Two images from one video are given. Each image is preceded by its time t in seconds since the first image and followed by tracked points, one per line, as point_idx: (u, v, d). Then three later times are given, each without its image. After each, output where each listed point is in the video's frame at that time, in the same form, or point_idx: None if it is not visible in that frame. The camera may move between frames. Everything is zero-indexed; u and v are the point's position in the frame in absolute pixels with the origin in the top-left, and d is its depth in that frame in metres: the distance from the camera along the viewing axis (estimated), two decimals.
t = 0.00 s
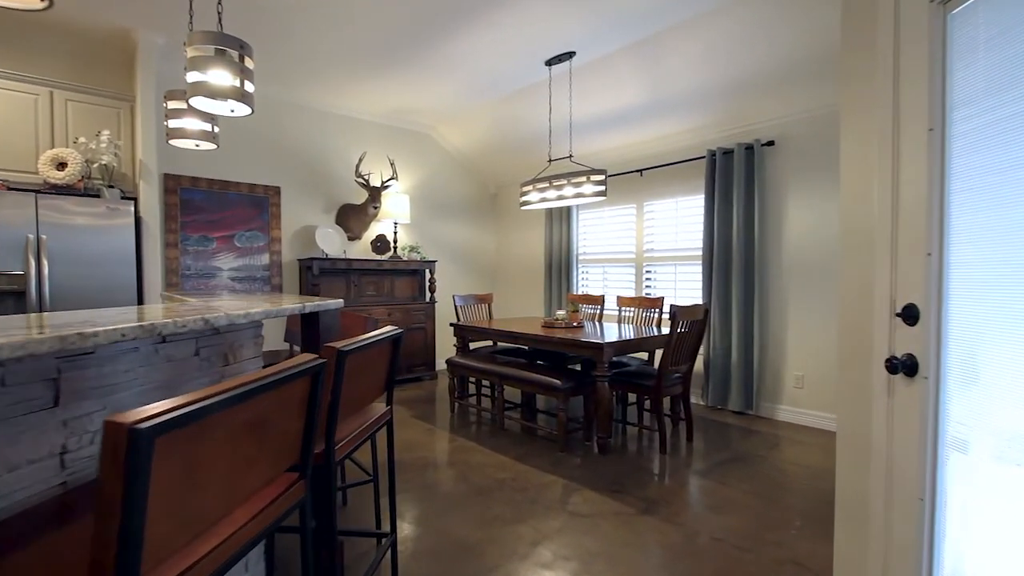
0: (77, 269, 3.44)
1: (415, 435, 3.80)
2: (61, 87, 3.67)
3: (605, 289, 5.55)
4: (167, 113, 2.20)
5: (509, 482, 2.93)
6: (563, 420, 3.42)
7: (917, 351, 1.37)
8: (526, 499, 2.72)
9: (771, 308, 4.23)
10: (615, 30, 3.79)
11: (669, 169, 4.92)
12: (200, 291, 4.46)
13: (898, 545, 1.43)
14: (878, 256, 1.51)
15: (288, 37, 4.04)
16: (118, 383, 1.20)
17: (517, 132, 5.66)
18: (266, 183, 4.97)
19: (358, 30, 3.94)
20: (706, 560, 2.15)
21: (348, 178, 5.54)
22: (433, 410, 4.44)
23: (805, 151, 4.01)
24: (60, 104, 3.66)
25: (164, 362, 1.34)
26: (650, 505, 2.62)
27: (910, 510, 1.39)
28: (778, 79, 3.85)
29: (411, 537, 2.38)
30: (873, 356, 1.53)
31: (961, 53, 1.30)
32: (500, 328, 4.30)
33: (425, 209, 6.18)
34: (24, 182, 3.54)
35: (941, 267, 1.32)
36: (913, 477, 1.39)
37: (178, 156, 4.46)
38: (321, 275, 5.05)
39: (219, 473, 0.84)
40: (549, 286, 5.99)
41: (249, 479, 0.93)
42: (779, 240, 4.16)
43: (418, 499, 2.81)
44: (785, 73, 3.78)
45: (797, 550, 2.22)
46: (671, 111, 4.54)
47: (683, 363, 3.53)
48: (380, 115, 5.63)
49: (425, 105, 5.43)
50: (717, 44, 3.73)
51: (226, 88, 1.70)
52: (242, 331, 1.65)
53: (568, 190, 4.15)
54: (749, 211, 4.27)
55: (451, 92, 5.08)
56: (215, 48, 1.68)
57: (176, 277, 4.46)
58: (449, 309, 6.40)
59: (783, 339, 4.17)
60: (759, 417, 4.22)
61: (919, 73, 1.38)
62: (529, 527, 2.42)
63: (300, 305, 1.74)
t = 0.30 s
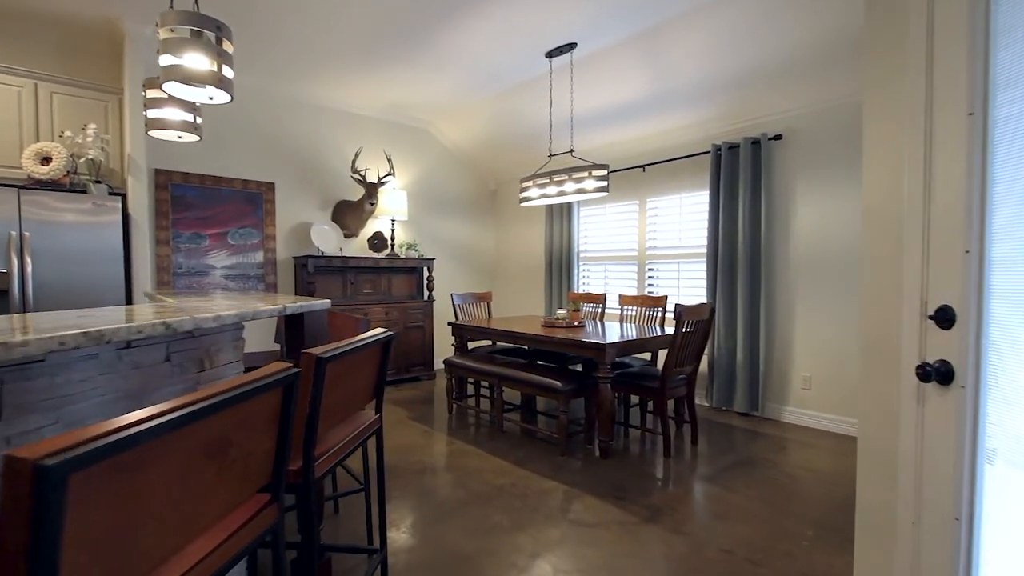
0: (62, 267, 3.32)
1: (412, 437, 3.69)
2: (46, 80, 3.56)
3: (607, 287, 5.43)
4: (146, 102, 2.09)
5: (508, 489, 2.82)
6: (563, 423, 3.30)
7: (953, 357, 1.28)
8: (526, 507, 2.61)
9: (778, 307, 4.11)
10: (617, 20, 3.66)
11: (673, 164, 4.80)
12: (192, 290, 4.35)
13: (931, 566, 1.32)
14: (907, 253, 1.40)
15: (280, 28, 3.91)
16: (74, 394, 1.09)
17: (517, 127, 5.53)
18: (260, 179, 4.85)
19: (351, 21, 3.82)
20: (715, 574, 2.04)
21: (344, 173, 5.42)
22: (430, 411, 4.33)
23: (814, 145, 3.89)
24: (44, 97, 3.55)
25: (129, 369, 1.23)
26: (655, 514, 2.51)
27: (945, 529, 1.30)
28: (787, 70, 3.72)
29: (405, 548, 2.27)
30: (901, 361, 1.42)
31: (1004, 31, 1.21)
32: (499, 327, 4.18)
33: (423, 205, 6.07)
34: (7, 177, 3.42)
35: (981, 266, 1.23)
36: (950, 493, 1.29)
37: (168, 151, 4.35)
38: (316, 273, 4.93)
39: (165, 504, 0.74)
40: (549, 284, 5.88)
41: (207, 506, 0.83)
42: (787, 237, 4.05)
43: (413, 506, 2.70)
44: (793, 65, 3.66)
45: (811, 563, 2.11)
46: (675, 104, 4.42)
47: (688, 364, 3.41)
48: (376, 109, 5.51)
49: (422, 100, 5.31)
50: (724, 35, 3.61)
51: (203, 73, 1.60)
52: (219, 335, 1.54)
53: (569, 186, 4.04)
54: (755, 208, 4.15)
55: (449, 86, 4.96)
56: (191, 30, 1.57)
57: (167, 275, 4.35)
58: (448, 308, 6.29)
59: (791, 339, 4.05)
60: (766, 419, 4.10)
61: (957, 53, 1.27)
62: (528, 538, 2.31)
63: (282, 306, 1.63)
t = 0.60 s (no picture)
0: (48, 266, 3.23)
1: (408, 440, 3.59)
2: (33, 72, 3.47)
3: (609, 285, 5.32)
4: (126, 92, 1.99)
5: (507, 495, 2.73)
6: (564, 427, 3.19)
7: (989, 364, 1.19)
8: (525, 515, 2.51)
9: (785, 307, 4.01)
10: (620, 11, 3.56)
11: (677, 160, 4.69)
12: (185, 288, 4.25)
13: None
14: (937, 250, 1.31)
15: (274, 21, 3.82)
16: (27, 405, 0.99)
17: (517, 122, 5.43)
18: (254, 175, 4.75)
19: (347, 13, 3.72)
20: None
21: (341, 170, 5.33)
22: (428, 413, 4.23)
23: (823, 140, 3.79)
24: (30, 90, 3.45)
25: (92, 376, 1.14)
26: (659, 523, 2.41)
27: (980, 549, 1.21)
28: (794, 63, 3.63)
29: (399, 559, 2.17)
30: (930, 366, 1.32)
31: None
32: (499, 327, 4.08)
33: (422, 202, 5.97)
34: None
35: None
36: (986, 512, 1.20)
37: (160, 146, 4.24)
38: (312, 271, 4.83)
39: (96, 539, 0.65)
40: (550, 283, 5.77)
41: (153, 537, 0.73)
42: (794, 235, 3.95)
43: (408, 513, 2.60)
44: (802, 57, 3.56)
45: None
46: (679, 98, 4.31)
47: (693, 366, 3.28)
48: (374, 104, 5.41)
49: (421, 95, 5.20)
50: (731, 26, 3.51)
51: (180, 56, 1.52)
52: (196, 337, 1.45)
53: (571, 182, 3.94)
54: (762, 205, 4.04)
55: (447, 80, 4.86)
56: (167, 10, 1.50)
57: (160, 273, 4.25)
58: (447, 307, 6.19)
59: (798, 340, 3.95)
60: (772, 422, 4.00)
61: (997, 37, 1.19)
62: (527, 549, 2.21)
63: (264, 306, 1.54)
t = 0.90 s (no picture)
0: (34, 265, 3.14)
1: (405, 444, 3.49)
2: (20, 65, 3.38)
3: (611, 285, 5.22)
4: (104, 82, 1.90)
5: (505, 503, 2.63)
6: (565, 431, 3.09)
7: None
8: (523, 525, 2.41)
9: (793, 307, 3.90)
10: (623, 3, 3.46)
11: (682, 157, 4.59)
12: (178, 287, 4.16)
13: None
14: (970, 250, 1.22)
15: (268, 14, 3.72)
16: None
17: (518, 119, 5.32)
18: (249, 172, 4.66)
19: (342, 7, 3.62)
20: None
21: (338, 167, 5.23)
22: (426, 415, 4.13)
23: (833, 136, 3.68)
24: (17, 84, 3.35)
25: (49, 384, 1.04)
26: (663, 534, 2.31)
27: None
28: (803, 56, 3.52)
29: (392, 572, 2.07)
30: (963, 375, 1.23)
31: None
32: (498, 328, 3.99)
33: (421, 201, 5.87)
34: None
35: None
36: None
37: (152, 142, 4.15)
38: (308, 270, 4.73)
39: None
40: (552, 283, 5.67)
41: None
42: (802, 234, 3.84)
43: (402, 521, 2.50)
44: (811, 51, 3.46)
45: None
46: (684, 94, 4.21)
47: (698, 369, 3.18)
48: (372, 101, 5.31)
49: (420, 91, 5.11)
50: (737, 18, 3.40)
51: (154, 39, 1.45)
52: (168, 341, 1.36)
53: (573, 179, 3.83)
54: (769, 203, 3.94)
55: (446, 75, 4.75)
56: None
57: (152, 272, 4.17)
58: (446, 307, 6.09)
59: (806, 342, 3.84)
60: (779, 426, 3.89)
61: None
62: (525, 562, 2.11)
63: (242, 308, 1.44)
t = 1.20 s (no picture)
0: (20, 265, 3.04)
1: (401, 449, 3.40)
2: (7, 60, 3.30)
3: (613, 286, 5.12)
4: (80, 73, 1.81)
5: (504, 512, 2.53)
6: (566, 437, 2.99)
7: None
8: (522, 535, 2.32)
9: (800, 308, 3.80)
10: None
11: (686, 154, 4.49)
12: (171, 288, 4.08)
13: None
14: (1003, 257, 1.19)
15: (262, 10, 3.63)
16: None
17: (518, 116, 5.22)
18: (244, 170, 4.57)
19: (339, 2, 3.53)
20: None
21: (335, 165, 5.14)
22: (423, 419, 4.04)
23: (842, 132, 3.59)
24: (3, 79, 3.28)
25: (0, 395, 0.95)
26: (669, 546, 2.21)
27: None
28: (811, 50, 3.42)
29: None
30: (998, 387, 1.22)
31: None
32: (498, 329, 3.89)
33: (419, 200, 5.77)
34: None
35: None
36: None
37: (145, 139, 4.06)
38: (304, 271, 4.64)
39: None
40: (552, 283, 5.58)
41: None
42: (810, 233, 3.74)
43: (397, 531, 2.40)
44: (819, 44, 3.36)
45: None
46: (688, 90, 4.10)
47: (703, 372, 3.08)
48: (370, 98, 5.22)
49: (419, 88, 5.01)
50: (744, 10, 3.29)
51: (124, 23, 1.38)
52: (139, 346, 1.27)
53: (574, 177, 3.73)
54: (776, 201, 3.83)
55: (446, 72, 4.66)
56: None
57: (144, 272, 4.08)
58: (445, 308, 6.00)
59: (814, 344, 3.74)
60: (785, 430, 3.79)
61: None
62: None
63: (215, 311, 1.35)
